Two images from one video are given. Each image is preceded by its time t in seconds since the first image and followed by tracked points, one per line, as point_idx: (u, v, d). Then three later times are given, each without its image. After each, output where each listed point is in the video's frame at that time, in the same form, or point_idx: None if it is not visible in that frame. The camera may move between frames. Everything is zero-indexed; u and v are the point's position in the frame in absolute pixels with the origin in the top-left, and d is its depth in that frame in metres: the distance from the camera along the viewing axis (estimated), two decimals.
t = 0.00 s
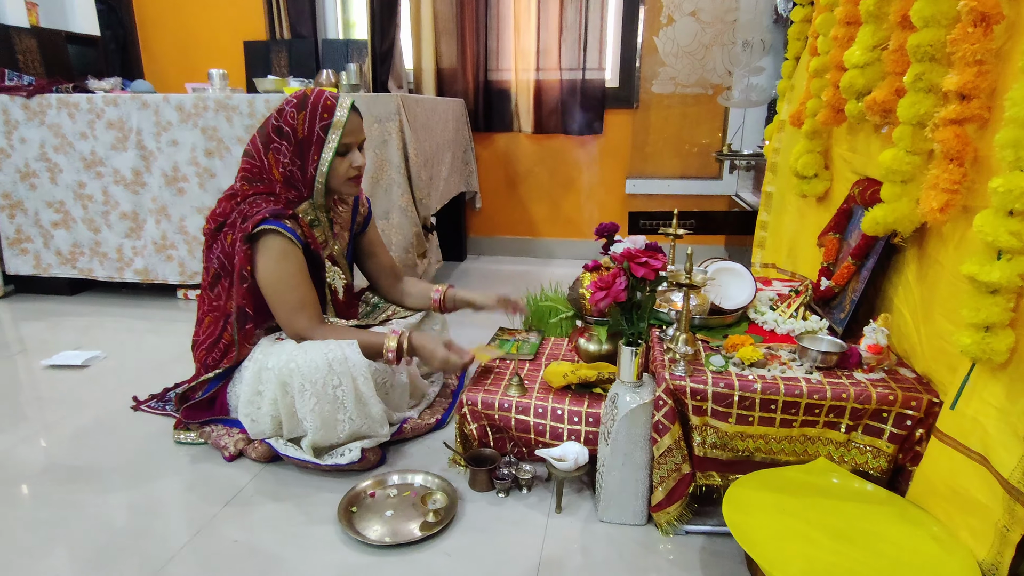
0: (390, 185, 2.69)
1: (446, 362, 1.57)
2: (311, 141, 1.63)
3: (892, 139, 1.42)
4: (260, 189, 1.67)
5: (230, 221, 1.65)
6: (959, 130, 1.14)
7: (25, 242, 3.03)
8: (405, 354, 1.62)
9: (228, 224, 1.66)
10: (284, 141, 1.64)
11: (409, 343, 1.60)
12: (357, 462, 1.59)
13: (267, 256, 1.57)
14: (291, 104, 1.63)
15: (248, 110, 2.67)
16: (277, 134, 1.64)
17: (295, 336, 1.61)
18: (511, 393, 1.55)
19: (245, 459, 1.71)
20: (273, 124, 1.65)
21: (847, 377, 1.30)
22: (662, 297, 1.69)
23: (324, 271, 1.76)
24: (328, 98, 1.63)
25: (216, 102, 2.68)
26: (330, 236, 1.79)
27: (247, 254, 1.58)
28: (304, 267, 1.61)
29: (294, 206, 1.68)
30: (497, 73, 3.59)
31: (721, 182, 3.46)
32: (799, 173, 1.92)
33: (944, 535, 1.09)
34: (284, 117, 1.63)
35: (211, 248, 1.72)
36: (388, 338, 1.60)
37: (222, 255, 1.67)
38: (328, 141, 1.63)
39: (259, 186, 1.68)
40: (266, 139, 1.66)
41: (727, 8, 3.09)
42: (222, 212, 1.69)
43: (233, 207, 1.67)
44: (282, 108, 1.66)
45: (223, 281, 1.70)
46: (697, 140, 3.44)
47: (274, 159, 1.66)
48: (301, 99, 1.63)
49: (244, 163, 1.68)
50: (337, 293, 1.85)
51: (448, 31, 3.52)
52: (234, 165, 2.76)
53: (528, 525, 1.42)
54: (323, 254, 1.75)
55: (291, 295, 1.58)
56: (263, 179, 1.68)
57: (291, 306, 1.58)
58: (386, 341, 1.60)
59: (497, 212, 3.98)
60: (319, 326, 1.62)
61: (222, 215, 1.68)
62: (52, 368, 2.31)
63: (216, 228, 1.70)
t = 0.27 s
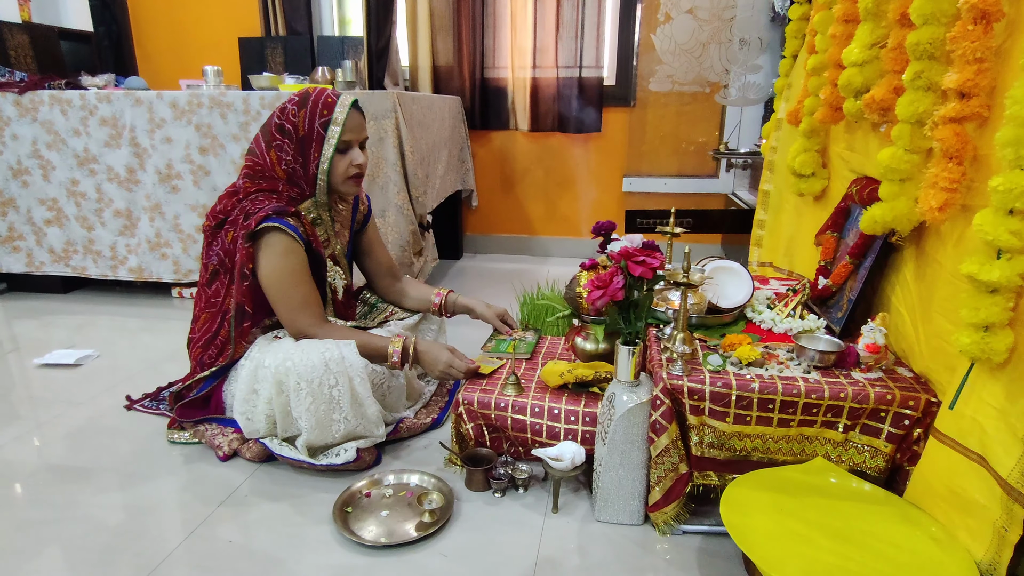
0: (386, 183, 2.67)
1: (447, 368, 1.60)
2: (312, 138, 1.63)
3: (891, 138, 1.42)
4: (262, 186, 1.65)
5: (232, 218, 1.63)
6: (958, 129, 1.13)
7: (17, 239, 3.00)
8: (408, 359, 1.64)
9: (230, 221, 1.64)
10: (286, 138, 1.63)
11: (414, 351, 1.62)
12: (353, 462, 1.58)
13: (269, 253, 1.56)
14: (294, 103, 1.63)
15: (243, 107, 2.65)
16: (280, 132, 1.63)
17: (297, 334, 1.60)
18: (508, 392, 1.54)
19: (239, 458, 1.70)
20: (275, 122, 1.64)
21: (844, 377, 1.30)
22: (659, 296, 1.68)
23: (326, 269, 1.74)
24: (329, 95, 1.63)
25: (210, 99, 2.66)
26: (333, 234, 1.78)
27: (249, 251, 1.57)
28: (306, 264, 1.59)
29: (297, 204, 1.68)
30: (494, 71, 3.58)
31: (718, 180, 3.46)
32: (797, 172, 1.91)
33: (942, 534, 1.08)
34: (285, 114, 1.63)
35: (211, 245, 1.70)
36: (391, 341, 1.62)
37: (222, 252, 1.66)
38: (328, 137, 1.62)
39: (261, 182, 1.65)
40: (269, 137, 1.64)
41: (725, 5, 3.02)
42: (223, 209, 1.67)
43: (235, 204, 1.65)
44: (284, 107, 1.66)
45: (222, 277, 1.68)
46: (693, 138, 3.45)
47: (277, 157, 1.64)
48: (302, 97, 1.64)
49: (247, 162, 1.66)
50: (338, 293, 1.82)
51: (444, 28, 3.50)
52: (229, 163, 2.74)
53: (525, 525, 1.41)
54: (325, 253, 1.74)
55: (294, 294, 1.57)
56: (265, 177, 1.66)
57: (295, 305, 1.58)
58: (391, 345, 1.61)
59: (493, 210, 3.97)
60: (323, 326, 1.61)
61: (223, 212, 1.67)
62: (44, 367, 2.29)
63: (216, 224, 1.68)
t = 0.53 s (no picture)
0: (384, 181, 2.67)
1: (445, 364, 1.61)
2: (297, 135, 1.62)
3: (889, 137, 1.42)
4: (260, 183, 1.65)
5: (230, 215, 1.63)
6: (957, 127, 1.13)
7: (12, 237, 2.99)
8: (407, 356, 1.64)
9: (228, 218, 1.63)
10: (279, 138, 1.64)
11: (414, 347, 1.63)
12: (351, 460, 1.58)
13: (267, 252, 1.55)
14: (282, 103, 1.64)
15: (240, 105, 2.64)
16: (274, 133, 1.64)
17: (295, 331, 1.60)
18: (506, 391, 1.54)
19: (236, 457, 1.69)
20: (269, 123, 1.66)
21: (843, 375, 1.30)
22: (657, 295, 1.68)
23: (323, 268, 1.73)
24: (313, 90, 1.63)
25: (207, 96, 2.65)
26: (332, 233, 1.76)
27: (247, 248, 1.56)
28: (304, 263, 1.59)
29: (296, 202, 1.67)
30: (492, 69, 3.57)
31: (716, 178, 3.47)
32: (794, 170, 1.92)
33: (940, 532, 1.09)
34: (275, 113, 1.64)
35: (209, 242, 1.69)
36: (390, 336, 1.63)
37: (219, 249, 1.65)
38: (311, 131, 1.61)
39: (259, 180, 1.66)
40: (266, 139, 1.66)
41: (723, 3, 3.05)
42: (222, 205, 1.66)
43: (233, 201, 1.64)
44: (274, 108, 1.66)
45: (220, 275, 1.67)
46: (691, 137, 3.45)
47: (273, 156, 1.66)
48: (289, 96, 1.64)
49: (247, 162, 1.69)
50: (336, 291, 1.81)
51: (442, 25, 3.49)
52: (226, 160, 2.73)
53: (523, 523, 1.41)
54: (324, 251, 1.73)
55: (293, 292, 1.57)
56: (263, 174, 1.67)
57: (294, 304, 1.57)
58: (390, 340, 1.62)
59: (491, 209, 3.96)
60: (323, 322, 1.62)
61: (221, 210, 1.66)
62: (40, 365, 2.28)
63: (215, 221, 1.67)
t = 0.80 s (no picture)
0: (380, 179, 2.66)
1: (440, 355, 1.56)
2: (286, 134, 1.61)
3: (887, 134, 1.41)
4: (252, 182, 1.63)
5: (222, 215, 1.61)
6: (956, 124, 1.13)
7: (8, 236, 2.97)
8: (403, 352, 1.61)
9: (221, 218, 1.62)
10: (268, 138, 1.62)
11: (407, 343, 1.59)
12: (347, 460, 1.57)
13: (261, 250, 1.54)
14: (267, 103, 1.62)
15: (235, 103, 2.63)
16: (262, 134, 1.62)
17: (290, 331, 1.59)
18: (503, 390, 1.53)
19: (232, 457, 1.69)
20: (257, 124, 1.63)
21: (840, 373, 1.29)
22: (655, 293, 1.67)
23: (318, 267, 1.72)
24: (298, 87, 1.61)
25: (202, 94, 2.63)
26: (326, 231, 1.76)
27: (241, 248, 1.55)
28: (298, 262, 1.58)
29: (289, 201, 1.67)
30: (489, 67, 3.56)
31: (715, 176, 3.44)
32: (792, 168, 1.91)
33: (938, 531, 1.08)
34: (261, 114, 1.62)
35: (202, 242, 1.68)
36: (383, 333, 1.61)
37: (213, 249, 1.64)
38: (300, 130, 1.60)
39: (252, 180, 1.64)
40: (254, 140, 1.64)
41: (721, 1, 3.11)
42: (214, 205, 1.65)
43: (225, 200, 1.63)
44: (261, 108, 1.64)
45: (214, 275, 1.67)
46: (689, 134, 3.45)
47: (263, 158, 1.64)
48: (273, 95, 1.63)
49: (237, 163, 1.67)
50: (331, 290, 1.80)
51: (439, 23, 3.48)
52: (221, 159, 2.72)
53: (520, 522, 1.41)
54: (318, 250, 1.72)
55: (287, 291, 1.55)
56: (255, 174, 1.65)
57: (289, 302, 1.56)
58: (382, 335, 1.60)
59: (488, 207, 3.96)
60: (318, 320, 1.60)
61: (214, 209, 1.65)
62: (35, 365, 2.27)
63: (208, 221, 1.67)
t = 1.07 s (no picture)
0: (376, 178, 2.66)
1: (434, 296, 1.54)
2: (276, 133, 1.61)
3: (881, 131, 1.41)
4: (243, 182, 1.62)
5: (214, 215, 1.60)
6: (949, 121, 1.13)
7: (2, 236, 2.96)
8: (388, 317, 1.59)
9: (212, 218, 1.61)
10: (259, 137, 1.62)
11: (388, 305, 1.56)
12: (342, 460, 1.57)
13: (251, 251, 1.54)
14: (258, 102, 1.62)
15: (230, 101, 2.62)
16: (254, 133, 1.62)
17: (279, 332, 1.59)
18: (498, 389, 1.53)
19: (227, 457, 1.68)
20: (248, 123, 1.63)
21: (835, 372, 1.29)
22: (650, 291, 1.67)
23: (310, 268, 1.72)
24: (288, 86, 1.61)
25: (196, 93, 2.62)
26: (319, 231, 1.75)
27: (232, 249, 1.55)
28: (289, 263, 1.58)
29: (281, 201, 1.66)
30: (485, 64, 3.55)
31: (710, 174, 3.46)
32: (787, 165, 1.91)
33: (932, 529, 1.08)
34: (252, 114, 1.62)
35: (195, 242, 1.67)
36: (365, 309, 1.58)
37: (206, 249, 1.62)
38: (290, 128, 1.60)
39: (243, 179, 1.63)
40: (246, 139, 1.63)
41: None
42: (206, 205, 1.64)
43: (217, 200, 1.62)
44: (251, 107, 1.64)
45: (208, 276, 1.66)
46: (685, 132, 3.45)
47: (254, 156, 1.63)
48: (265, 94, 1.62)
49: (229, 163, 1.66)
50: (323, 290, 1.79)
51: (435, 21, 3.47)
52: (216, 158, 2.71)
53: (516, 522, 1.40)
54: (311, 250, 1.72)
55: (276, 293, 1.55)
56: (246, 174, 1.64)
57: (276, 305, 1.56)
58: (365, 311, 1.58)
59: (485, 206, 3.95)
60: (306, 320, 1.60)
61: (205, 209, 1.63)
62: (30, 365, 2.26)
63: (200, 221, 1.65)
